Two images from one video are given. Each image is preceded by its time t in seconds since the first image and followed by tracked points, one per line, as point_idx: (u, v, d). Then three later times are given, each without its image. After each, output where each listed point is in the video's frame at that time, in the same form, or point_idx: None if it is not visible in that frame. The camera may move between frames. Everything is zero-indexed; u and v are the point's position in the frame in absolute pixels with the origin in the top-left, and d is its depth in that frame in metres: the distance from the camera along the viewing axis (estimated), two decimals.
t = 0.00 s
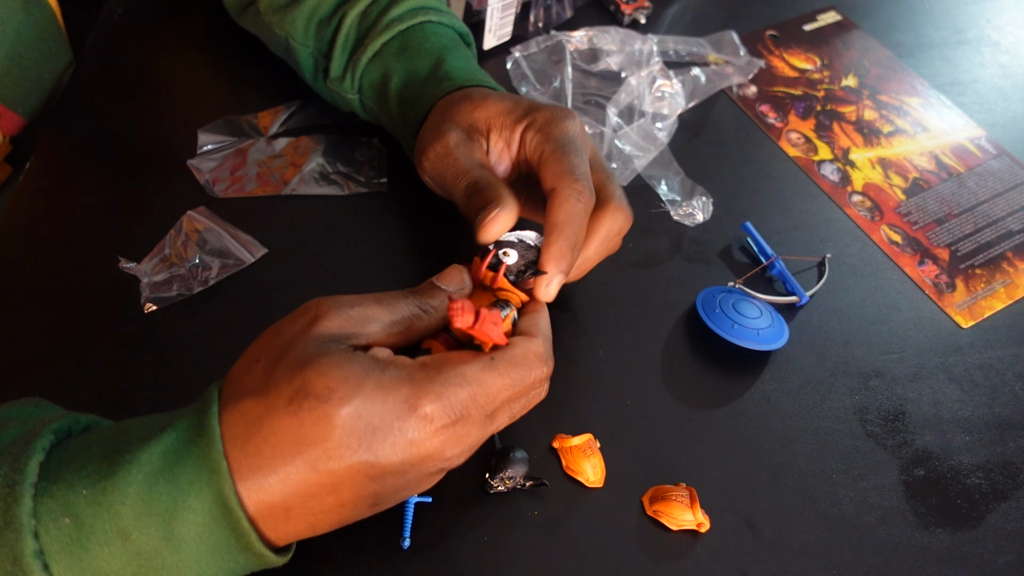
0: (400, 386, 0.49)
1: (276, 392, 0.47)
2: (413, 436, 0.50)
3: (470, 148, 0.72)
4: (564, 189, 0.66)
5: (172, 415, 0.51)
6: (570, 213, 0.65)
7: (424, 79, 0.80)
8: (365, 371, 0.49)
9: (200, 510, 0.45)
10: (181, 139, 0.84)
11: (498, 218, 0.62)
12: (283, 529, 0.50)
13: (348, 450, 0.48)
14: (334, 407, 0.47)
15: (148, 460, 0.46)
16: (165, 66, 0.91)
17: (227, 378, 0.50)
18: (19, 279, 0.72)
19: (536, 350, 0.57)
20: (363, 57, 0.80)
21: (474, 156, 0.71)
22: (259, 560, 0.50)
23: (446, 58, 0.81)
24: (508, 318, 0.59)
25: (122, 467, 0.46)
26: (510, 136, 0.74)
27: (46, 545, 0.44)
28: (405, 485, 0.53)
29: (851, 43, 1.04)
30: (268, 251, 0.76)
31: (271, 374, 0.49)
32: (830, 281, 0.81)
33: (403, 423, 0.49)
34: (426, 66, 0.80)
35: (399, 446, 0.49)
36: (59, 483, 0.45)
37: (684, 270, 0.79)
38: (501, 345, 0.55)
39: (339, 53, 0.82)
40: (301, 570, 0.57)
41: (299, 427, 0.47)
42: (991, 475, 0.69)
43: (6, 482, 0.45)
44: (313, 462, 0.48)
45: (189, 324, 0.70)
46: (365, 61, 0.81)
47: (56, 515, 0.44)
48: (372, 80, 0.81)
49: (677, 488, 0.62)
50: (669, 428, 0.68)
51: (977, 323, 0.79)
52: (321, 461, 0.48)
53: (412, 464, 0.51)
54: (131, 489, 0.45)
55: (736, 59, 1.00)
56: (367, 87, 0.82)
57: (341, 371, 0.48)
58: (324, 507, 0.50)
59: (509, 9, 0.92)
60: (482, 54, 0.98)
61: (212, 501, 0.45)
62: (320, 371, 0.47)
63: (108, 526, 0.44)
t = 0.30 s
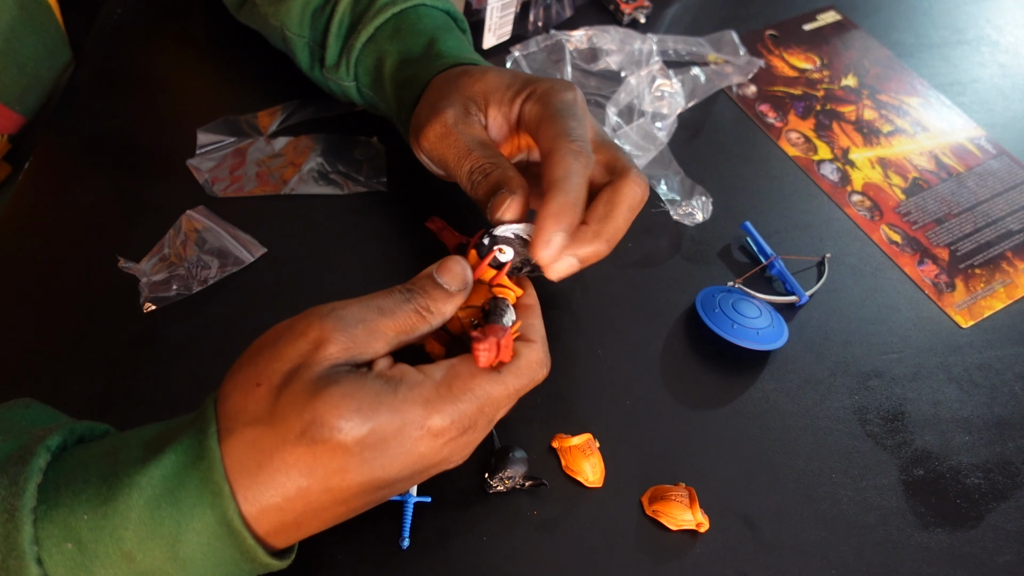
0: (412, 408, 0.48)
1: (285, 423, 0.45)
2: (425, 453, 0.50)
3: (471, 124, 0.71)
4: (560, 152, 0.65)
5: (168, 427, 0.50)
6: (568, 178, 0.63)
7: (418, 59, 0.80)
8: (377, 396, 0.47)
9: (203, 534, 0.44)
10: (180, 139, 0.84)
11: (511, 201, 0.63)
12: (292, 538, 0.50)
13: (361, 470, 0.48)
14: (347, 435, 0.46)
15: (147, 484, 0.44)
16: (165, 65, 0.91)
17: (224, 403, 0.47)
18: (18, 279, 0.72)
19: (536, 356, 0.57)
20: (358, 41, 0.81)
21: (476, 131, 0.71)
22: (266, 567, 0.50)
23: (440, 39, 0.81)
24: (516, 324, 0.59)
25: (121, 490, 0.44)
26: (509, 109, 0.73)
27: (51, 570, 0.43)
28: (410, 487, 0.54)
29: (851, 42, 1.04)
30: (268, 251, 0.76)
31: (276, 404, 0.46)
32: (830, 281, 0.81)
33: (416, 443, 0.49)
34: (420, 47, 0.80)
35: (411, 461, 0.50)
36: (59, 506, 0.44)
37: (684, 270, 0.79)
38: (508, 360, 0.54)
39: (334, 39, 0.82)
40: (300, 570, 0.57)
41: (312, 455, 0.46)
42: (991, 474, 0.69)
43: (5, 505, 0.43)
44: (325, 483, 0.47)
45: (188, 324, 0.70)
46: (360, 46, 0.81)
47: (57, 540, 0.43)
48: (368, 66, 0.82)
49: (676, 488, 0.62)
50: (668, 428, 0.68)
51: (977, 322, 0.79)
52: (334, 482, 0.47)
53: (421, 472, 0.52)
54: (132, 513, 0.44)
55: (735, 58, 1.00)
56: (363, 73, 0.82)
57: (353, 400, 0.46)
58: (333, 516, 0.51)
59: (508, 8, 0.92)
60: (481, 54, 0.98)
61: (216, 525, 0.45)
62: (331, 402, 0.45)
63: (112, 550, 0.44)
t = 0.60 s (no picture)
0: (416, 404, 0.50)
1: (289, 432, 0.45)
2: (424, 441, 0.52)
3: (424, 107, 0.70)
4: (489, 139, 0.59)
5: (163, 430, 0.48)
6: (501, 173, 0.59)
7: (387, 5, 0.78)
8: (377, 396, 0.48)
9: (203, 543, 0.43)
10: (180, 138, 0.84)
11: (469, 191, 0.65)
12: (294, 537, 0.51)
13: (367, 465, 0.49)
14: (352, 433, 0.47)
15: (145, 496, 0.42)
16: (165, 63, 0.91)
17: (221, 416, 0.45)
18: (18, 277, 0.72)
19: (527, 346, 0.60)
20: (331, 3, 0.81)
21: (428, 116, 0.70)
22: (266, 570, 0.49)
23: None
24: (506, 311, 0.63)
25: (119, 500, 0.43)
26: (448, 75, 0.69)
27: None
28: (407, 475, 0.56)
29: (851, 42, 1.04)
30: (268, 250, 0.76)
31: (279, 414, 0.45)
32: (830, 280, 0.80)
33: (417, 435, 0.51)
34: None
35: (413, 451, 0.52)
36: (57, 515, 0.43)
37: (684, 269, 0.79)
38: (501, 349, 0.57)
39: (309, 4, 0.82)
40: (300, 569, 0.57)
41: (319, 458, 0.46)
42: (990, 474, 0.69)
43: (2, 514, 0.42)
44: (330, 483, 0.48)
45: (188, 323, 0.70)
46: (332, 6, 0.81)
47: (56, 551, 0.42)
48: (346, 25, 0.82)
49: (676, 487, 0.62)
50: (668, 427, 0.68)
51: (977, 322, 0.79)
52: (341, 480, 0.48)
53: (419, 458, 0.54)
54: (131, 524, 0.42)
55: (736, 57, 1.00)
56: (343, 32, 0.83)
57: (357, 400, 0.47)
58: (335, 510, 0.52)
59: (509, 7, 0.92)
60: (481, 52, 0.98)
61: (217, 535, 0.43)
62: (335, 404, 0.46)
63: (111, 560, 0.43)
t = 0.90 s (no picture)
0: (387, 389, 0.45)
1: (259, 405, 0.43)
2: (404, 435, 0.46)
3: (422, 55, 0.66)
4: (499, 80, 0.53)
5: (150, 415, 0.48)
6: (512, 121, 0.53)
7: None
8: (351, 376, 0.44)
9: (164, 518, 0.41)
10: (180, 137, 0.84)
11: (479, 145, 0.60)
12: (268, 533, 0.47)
13: (339, 456, 0.44)
14: (320, 414, 0.43)
15: (112, 468, 0.42)
16: (164, 62, 0.91)
17: (202, 390, 0.45)
18: (19, 276, 0.72)
19: (502, 324, 0.55)
20: None
21: (428, 65, 0.66)
22: (236, 561, 0.46)
23: None
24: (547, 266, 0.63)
25: (89, 472, 0.42)
26: (446, 12, 0.65)
27: (14, 553, 0.42)
28: (391, 478, 0.50)
29: (851, 42, 1.04)
30: (268, 249, 0.76)
31: (252, 384, 0.43)
32: (829, 280, 0.81)
33: (394, 427, 0.46)
34: None
35: (391, 448, 0.46)
36: (28, 489, 0.43)
37: (683, 269, 0.79)
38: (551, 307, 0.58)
39: None
40: (299, 568, 0.57)
41: (286, 439, 0.43)
42: (990, 474, 0.69)
43: None
44: (299, 471, 0.44)
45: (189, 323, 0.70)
46: None
47: (23, 521, 0.42)
48: None
49: (675, 487, 0.62)
50: (667, 427, 0.68)
51: (977, 322, 0.79)
52: (312, 469, 0.44)
53: (402, 460, 0.48)
54: (97, 496, 0.41)
55: (735, 57, 1.00)
56: None
57: (327, 378, 0.43)
58: (313, 509, 0.47)
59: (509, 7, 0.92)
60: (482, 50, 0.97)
61: (178, 510, 0.41)
62: (303, 378, 0.43)
63: (76, 534, 0.42)
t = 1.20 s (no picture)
0: (373, 395, 0.42)
1: (242, 425, 0.40)
2: (399, 435, 0.44)
3: None
4: (512, 104, 0.41)
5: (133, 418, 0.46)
6: (521, 147, 0.43)
7: None
8: (336, 388, 0.41)
9: (155, 531, 0.40)
10: (180, 137, 0.84)
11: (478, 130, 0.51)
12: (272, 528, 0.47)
13: (333, 461, 0.43)
14: (308, 430, 0.40)
15: (97, 484, 0.41)
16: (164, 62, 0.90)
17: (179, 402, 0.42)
18: (20, 277, 0.72)
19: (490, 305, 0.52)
20: None
21: None
22: (234, 563, 0.45)
23: None
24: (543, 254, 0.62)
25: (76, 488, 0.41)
26: None
27: (11, 569, 0.42)
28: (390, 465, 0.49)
29: (851, 42, 1.04)
30: (268, 250, 0.76)
31: (232, 404, 0.41)
32: (829, 280, 0.80)
33: (388, 428, 0.43)
34: None
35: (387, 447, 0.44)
36: (19, 505, 0.42)
37: (683, 269, 0.79)
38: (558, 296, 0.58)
39: None
40: (299, 568, 0.57)
41: (277, 453, 0.41)
42: (990, 474, 0.69)
43: None
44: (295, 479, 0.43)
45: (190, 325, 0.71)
46: None
47: (14, 539, 0.42)
48: None
49: (675, 487, 0.62)
50: (667, 427, 0.68)
51: (977, 322, 0.79)
52: (307, 476, 0.43)
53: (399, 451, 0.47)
54: (86, 512, 0.41)
55: (735, 57, 1.00)
56: None
57: (309, 393, 0.40)
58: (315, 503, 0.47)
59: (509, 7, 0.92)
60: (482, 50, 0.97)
61: (169, 523, 0.40)
62: (284, 397, 0.40)
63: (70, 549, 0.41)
